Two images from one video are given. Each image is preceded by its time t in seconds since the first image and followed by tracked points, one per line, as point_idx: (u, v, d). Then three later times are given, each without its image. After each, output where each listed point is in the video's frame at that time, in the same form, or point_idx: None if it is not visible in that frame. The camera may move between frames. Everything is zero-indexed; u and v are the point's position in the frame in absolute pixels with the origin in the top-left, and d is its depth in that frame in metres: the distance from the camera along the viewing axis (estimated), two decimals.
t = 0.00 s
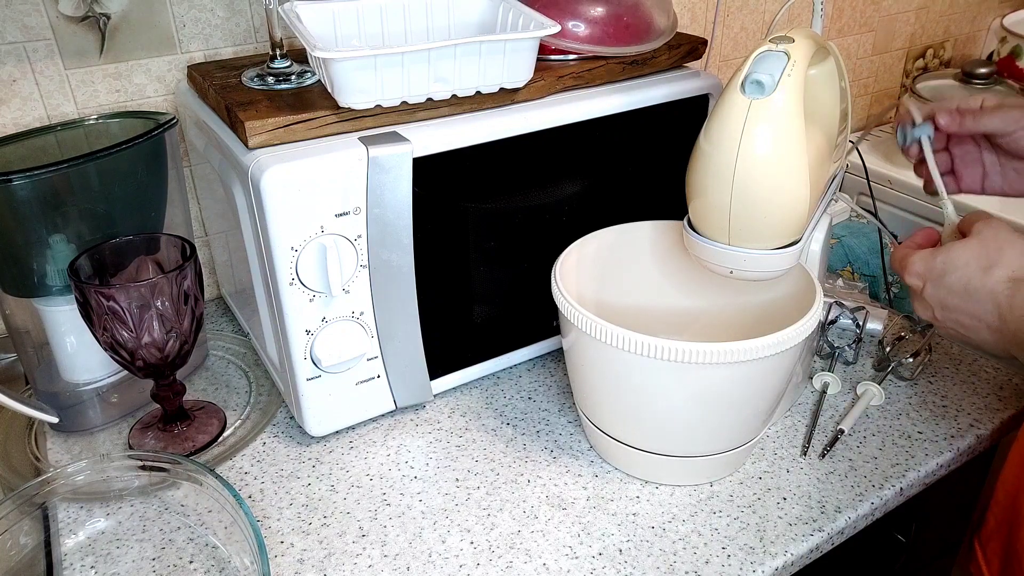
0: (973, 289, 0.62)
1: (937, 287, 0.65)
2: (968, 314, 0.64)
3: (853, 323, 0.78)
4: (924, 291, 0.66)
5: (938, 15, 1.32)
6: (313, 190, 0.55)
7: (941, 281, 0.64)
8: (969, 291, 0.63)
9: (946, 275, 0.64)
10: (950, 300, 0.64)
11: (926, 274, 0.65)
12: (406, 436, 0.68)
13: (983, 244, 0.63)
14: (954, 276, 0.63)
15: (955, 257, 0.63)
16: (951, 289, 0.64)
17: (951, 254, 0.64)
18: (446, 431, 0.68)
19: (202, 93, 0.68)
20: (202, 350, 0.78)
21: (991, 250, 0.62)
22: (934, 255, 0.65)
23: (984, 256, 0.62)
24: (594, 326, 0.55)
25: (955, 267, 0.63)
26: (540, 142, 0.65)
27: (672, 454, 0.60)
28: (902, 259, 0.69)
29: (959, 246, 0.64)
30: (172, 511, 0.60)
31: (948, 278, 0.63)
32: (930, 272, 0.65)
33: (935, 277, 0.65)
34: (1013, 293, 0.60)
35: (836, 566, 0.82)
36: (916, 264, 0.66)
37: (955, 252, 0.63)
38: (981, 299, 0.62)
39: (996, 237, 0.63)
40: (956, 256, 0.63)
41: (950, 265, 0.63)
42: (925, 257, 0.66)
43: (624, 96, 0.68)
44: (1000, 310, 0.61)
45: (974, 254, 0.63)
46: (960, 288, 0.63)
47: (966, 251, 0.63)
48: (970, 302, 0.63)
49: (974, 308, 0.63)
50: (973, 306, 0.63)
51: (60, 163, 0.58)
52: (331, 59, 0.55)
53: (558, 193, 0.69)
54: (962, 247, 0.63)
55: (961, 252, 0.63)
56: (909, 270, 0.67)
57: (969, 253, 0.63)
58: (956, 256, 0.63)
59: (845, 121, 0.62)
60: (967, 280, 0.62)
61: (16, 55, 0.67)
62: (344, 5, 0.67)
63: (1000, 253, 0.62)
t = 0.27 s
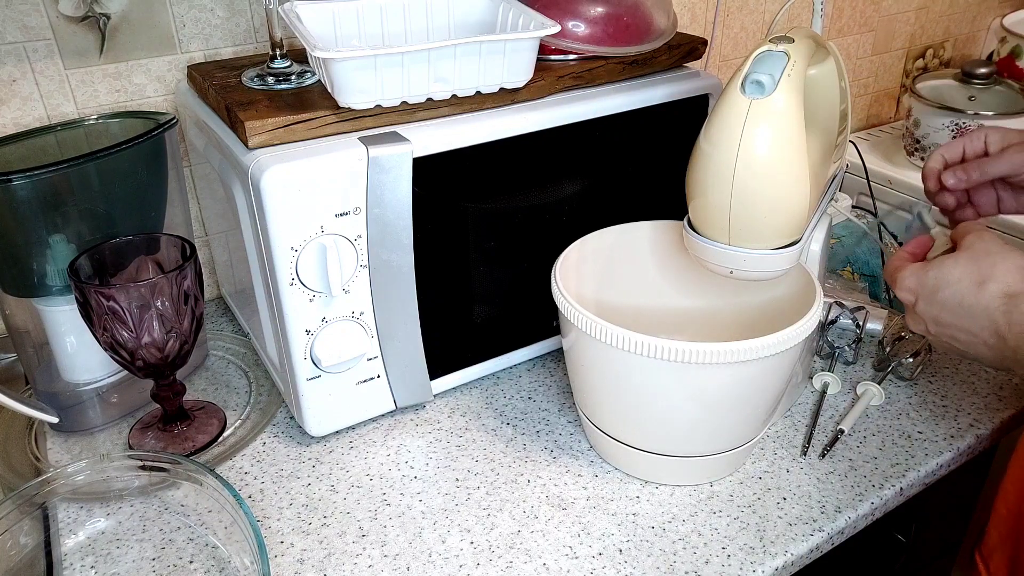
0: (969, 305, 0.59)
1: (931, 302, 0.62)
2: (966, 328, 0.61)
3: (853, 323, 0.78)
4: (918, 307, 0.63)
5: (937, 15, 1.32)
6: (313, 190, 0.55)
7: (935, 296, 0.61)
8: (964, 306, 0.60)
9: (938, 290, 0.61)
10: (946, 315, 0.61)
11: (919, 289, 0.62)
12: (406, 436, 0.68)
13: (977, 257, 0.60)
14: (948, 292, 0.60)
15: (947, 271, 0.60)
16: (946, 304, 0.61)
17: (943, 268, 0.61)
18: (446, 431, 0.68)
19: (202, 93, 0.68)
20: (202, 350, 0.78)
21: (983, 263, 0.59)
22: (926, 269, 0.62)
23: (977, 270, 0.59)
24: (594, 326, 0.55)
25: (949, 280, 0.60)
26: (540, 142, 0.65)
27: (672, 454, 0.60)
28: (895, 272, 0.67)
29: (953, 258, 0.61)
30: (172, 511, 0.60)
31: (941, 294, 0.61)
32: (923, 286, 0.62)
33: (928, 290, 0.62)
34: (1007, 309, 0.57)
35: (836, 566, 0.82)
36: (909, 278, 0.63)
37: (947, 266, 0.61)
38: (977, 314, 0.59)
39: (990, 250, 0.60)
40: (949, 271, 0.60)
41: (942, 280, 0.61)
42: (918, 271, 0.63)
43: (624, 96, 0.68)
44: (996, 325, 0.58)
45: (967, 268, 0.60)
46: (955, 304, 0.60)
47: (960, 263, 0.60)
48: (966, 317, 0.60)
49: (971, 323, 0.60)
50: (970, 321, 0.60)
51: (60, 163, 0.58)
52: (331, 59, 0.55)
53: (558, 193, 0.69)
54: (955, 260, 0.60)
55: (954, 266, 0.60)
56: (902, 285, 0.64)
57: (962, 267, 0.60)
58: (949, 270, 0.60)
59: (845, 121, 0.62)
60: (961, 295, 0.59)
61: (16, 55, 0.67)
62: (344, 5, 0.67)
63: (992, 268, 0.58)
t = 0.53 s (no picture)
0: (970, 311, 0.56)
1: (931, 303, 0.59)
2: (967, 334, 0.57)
3: (853, 323, 0.78)
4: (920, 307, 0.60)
5: (938, 15, 1.32)
6: (313, 189, 0.55)
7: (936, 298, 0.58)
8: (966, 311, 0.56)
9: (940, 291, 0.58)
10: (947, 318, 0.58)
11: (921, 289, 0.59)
12: (406, 436, 0.68)
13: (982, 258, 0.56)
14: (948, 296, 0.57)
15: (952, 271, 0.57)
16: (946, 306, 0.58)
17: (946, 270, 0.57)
18: (446, 431, 0.68)
19: (202, 93, 0.68)
20: (202, 350, 0.78)
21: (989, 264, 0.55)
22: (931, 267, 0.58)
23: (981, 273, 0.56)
24: (594, 326, 0.55)
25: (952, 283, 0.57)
26: (540, 142, 0.65)
27: (672, 454, 0.60)
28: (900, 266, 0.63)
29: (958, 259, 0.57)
30: (172, 511, 0.60)
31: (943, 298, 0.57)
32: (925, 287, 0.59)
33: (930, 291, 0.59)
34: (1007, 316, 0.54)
35: (836, 566, 0.82)
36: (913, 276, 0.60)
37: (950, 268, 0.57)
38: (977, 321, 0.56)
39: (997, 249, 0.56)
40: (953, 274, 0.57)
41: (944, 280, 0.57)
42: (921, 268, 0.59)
43: (624, 95, 0.68)
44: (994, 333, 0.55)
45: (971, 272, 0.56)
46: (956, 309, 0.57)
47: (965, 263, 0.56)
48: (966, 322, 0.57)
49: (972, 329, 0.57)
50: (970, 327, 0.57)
51: (60, 163, 0.58)
52: (331, 59, 0.55)
53: (558, 194, 0.69)
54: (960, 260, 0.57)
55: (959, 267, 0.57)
56: (904, 284, 0.61)
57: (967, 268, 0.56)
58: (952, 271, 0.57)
59: (845, 121, 0.62)
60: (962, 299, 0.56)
61: (16, 55, 0.67)
62: (344, 5, 0.67)
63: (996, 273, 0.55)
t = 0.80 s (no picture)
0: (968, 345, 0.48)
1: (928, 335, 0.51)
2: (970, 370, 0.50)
3: (853, 323, 0.78)
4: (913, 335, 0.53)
5: (938, 15, 1.32)
6: (314, 189, 0.55)
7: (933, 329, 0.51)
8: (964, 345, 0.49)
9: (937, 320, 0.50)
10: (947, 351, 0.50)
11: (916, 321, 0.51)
12: (406, 436, 0.68)
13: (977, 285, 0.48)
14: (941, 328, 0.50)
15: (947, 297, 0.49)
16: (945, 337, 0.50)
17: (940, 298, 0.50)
18: (447, 431, 0.68)
19: (201, 93, 0.68)
20: (202, 350, 0.78)
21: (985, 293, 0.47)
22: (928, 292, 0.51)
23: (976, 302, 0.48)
24: (594, 326, 0.55)
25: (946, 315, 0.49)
26: (540, 142, 0.65)
27: (672, 454, 0.60)
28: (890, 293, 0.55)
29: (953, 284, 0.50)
30: (172, 511, 0.60)
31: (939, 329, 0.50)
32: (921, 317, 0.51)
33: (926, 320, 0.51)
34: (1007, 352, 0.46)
35: (836, 566, 0.82)
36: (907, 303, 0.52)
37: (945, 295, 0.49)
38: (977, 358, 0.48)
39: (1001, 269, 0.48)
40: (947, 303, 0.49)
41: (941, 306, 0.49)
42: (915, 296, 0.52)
43: (624, 95, 0.68)
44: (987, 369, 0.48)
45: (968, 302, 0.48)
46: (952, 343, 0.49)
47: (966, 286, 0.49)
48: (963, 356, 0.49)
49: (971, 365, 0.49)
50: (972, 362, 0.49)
51: (60, 163, 0.58)
52: (331, 59, 0.55)
53: (558, 193, 0.69)
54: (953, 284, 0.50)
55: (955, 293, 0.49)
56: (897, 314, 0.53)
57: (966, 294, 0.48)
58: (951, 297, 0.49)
59: (845, 121, 0.62)
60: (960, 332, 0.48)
61: (17, 55, 0.67)
62: (344, 5, 0.67)
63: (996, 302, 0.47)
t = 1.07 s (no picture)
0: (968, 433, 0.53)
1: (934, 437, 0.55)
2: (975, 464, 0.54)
3: (853, 323, 0.78)
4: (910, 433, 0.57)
5: (938, 15, 1.32)
6: (313, 189, 0.55)
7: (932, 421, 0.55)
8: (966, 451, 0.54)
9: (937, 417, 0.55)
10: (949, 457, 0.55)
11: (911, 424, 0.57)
12: (406, 436, 0.68)
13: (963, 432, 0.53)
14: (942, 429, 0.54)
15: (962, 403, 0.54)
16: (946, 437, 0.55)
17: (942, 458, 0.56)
18: (447, 431, 0.68)
19: (201, 93, 0.68)
20: (202, 351, 0.78)
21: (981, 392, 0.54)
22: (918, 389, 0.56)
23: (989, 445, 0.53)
24: (594, 326, 0.55)
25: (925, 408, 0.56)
26: (540, 142, 0.65)
27: (672, 454, 0.60)
28: (885, 402, 0.60)
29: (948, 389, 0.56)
30: (172, 511, 0.60)
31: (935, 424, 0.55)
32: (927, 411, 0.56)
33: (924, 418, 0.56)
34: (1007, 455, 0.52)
35: (836, 566, 0.82)
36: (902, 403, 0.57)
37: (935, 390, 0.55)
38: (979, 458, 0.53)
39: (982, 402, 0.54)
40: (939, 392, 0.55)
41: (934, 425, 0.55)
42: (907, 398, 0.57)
43: (625, 95, 0.68)
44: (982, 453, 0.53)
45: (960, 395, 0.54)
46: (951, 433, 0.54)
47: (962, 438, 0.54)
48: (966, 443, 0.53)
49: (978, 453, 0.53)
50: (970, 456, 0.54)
51: (60, 163, 0.58)
52: (331, 59, 0.55)
53: (558, 193, 0.69)
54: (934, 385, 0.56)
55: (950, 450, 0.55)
56: (892, 415, 0.58)
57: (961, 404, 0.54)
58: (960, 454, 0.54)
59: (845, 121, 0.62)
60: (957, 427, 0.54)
61: (17, 55, 0.67)
62: (344, 5, 0.67)
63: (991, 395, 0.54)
